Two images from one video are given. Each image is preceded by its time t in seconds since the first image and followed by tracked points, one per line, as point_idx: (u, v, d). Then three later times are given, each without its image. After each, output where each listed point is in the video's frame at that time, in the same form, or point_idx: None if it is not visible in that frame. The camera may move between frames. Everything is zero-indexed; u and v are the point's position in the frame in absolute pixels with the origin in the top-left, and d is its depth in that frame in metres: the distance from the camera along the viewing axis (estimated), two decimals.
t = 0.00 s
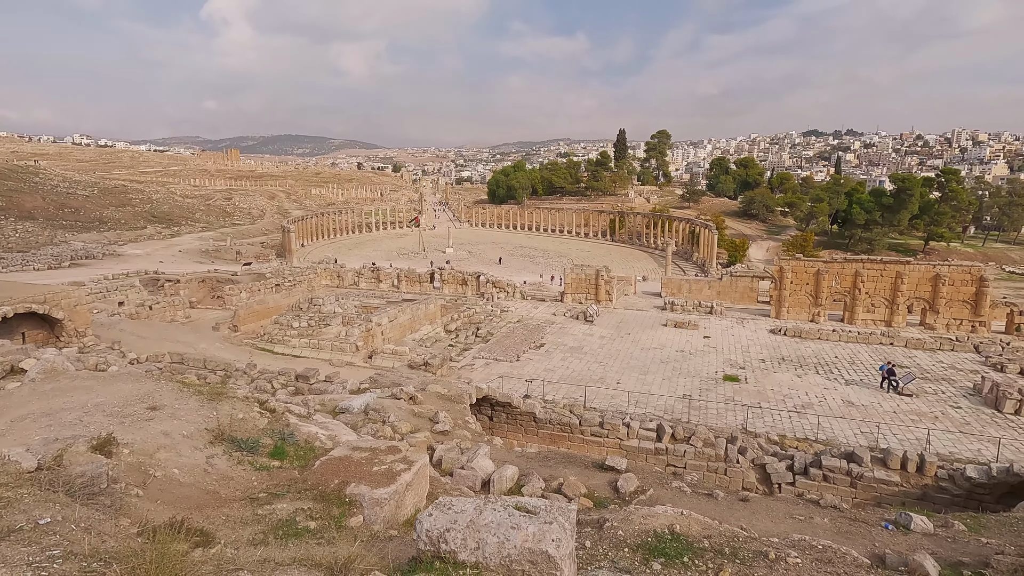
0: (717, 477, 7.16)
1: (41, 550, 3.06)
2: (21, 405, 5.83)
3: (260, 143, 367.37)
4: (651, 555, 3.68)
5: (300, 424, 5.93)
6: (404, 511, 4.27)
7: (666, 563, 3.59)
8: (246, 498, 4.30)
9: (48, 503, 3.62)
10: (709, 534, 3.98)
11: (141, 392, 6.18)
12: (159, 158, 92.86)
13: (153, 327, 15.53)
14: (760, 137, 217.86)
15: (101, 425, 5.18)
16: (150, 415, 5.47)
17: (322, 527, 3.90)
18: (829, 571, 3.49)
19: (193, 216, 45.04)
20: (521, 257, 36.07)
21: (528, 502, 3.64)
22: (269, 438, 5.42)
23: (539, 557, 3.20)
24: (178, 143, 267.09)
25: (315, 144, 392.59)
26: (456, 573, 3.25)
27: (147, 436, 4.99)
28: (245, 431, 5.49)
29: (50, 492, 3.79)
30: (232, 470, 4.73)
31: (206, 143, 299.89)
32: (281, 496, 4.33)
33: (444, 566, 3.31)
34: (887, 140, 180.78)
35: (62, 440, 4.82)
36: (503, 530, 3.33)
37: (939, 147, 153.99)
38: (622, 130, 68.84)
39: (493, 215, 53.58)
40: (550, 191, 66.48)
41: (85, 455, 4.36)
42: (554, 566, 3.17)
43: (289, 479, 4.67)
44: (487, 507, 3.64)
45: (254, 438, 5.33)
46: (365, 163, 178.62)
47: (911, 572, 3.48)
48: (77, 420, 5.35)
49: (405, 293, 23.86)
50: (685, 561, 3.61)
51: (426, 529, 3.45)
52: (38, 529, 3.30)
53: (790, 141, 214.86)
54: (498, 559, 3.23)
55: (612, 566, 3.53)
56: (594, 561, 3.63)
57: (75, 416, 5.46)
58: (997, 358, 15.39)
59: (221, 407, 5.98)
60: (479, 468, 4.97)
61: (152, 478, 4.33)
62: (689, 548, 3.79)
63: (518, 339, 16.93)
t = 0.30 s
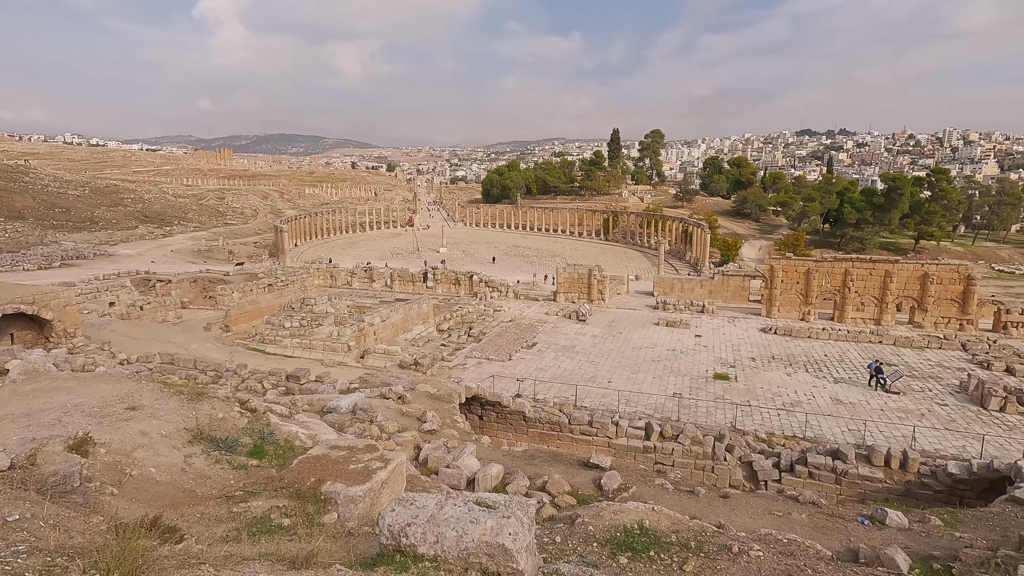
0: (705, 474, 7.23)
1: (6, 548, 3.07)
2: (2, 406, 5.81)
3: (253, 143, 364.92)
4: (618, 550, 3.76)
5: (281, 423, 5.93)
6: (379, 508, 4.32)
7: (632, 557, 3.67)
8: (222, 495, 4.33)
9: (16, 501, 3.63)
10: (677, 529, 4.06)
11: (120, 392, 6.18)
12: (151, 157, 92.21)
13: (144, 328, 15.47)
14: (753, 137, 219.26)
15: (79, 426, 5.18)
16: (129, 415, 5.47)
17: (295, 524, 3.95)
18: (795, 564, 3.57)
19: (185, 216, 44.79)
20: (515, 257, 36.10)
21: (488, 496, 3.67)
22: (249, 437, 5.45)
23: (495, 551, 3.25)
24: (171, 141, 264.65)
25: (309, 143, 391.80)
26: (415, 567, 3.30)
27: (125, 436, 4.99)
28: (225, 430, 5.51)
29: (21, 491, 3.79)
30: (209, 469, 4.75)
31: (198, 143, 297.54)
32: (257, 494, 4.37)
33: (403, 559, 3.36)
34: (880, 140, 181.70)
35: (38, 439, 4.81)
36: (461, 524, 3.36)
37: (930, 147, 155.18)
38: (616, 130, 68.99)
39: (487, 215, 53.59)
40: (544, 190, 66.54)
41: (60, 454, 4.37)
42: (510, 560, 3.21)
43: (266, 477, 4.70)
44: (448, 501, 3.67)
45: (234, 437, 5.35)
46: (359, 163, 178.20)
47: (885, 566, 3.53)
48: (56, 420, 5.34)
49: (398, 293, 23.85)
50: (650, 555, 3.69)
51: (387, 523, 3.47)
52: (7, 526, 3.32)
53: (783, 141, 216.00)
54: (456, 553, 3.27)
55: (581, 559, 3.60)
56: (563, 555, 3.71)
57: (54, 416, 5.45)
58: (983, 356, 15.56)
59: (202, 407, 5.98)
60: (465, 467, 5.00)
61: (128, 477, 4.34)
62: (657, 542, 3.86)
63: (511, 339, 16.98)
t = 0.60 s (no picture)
0: (694, 473, 7.27)
1: None
2: None
3: (246, 143, 363.00)
4: (588, 546, 3.82)
5: (261, 423, 5.95)
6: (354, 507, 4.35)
7: (601, 553, 3.74)
8: (197, 494, 4.35)
9: None
10: (646, 524, 4.13)
11: (100, 393, 6.18)
12: (144, 157, 91.69)
13: (135, 329, 15.41)
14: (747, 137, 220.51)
15: (57, 426, 5.17)
16: (107, 415, 5.47)
17: (269, 521, 3.97)
18: (762, 559, 3.64)
19: (178, 216, 44.61)
20: (509, 257, 36.11)
21: (451, 493, 3.75)
22: (228, 436, 5.47)
23: (454, 544, 3.31)
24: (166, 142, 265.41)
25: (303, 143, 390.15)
26: (375, 560, 3.37)
27: (103, 435, 5.00)
28: (204, 429, 5.52)
29: None
30: (186, 468, 4.76)
31: (192, 143, 296.24)
32: (233, 493, 4.39)
33: (364, 553, 3.42)
34: (871, 141, 183.12)
35: (13, 440, 4.80)
36: (422, 519, 3.44)
37: (922, 147, 156.41)
38: (610, 130, 69.09)
39: (482, 215, 53.58)
40: (539, 190, 66.60)
41: (34, 454, 4.36)
42: (469, 552, 3.28)
43: (243, 476, 4.72)
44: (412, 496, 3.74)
45: (213, 437, 5.37)
46: (353, 163, 177.72)
47: (858, 561, 3.59)
48: (33, 421, 5.33)
49: (392, 293, 23.83)
50: (619, 550, 3.77)
51: (351, 518, 3.56)
52: None
53: (776, 141, 216.88)
54: (415, 547, 3.34)
55: (551, 556, 3.67)
56: (533, 551, 3.79)
57: (33, 417, 5.44)
58: (972, 355, 15.70)
59: (183, 407, 5.97)
60: (451, 467, 5.03)
61: (103, 476, 4.34)
62: (625, 538, 3.93)
63: (503, 339, 17.02)
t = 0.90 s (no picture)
0: (685, 476, 7.30)
1: None
2: None
3: (246, 146, 363.53)
4: (559, 545, 3.87)
5: (244, 425, 5.96)
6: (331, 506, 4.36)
7: (572, 552, 3.78)
8: (173, 495, 4.35)
9: None
10: (622, 525, 4.16)
11: (81, 395, 6.18)
12: (142, 160, 91.70)
13: (130, 332, 15.41)
14: (746, 141, 220.81)
15: (36, 427, 5.17)
16: (87, 417, 5.47)
17: (243, 520, 3.96)
18: (732, 558, 3.70)
19: (176, 220, 44.63)
20: (506, 260, 36.16)
21: (413, 492, 3.79)
22: (209, 438, 5.47)
23: (413, 542, 3.34)
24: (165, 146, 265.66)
25: (303, 146, 390.62)
26: (335, 557, 3.41)
27: (81, 436, 5.00)
28: (185, 431, 5.54)
29: None
30: (164, 469, 4.77)
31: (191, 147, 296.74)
32: (208, 493, 4.40)
33: (324, 550, 3.47)
34: (869, 145, 183.44)
35: None
36: (382, 517, 3.47)
37: (920, 151, 157.06)
38: (608, 134, 69.30)
39: (480, 218, 53.66)
40: (537, 194, 66.70)
41: (11, 454, 4.38)
42: (427, 550, 3.31)
43: (221, 476, 4.73)
44: (376, 495, 3.78)
45: (193, 438, 5.38)
46: (352, 166, 177.84)
47: (836, 562, 3.62)
48: (14, 422, 5.32)
49: (389, 297, 23.86)
50: (590, 550, 3.81)
51: (313, 516, 3.61)
52: None
53: (775, 145, 217.18)
54: (375, 544, 3.38)
55: (522, 556, 3.70)
56: (504, 551, 3.81)
57: (14, 418, 5.44)
58: (966, 358, 15.73)
59: (167, 410, 5.98)
60: (438, 469, 5.05)
61: (78, 476, 4.35)
62: (597, 537, 3.97)
63: (499, 342, 17.04)
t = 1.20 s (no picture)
0: (676, 477, 7.32)
1: None
2: None
3: (244, 147, 362.40)
4: (533, 545, 3.90)
5: (226, 426, 5.97)
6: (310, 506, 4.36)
7: (545, 551, 3.81)
8: (151, 495, 4.35)
9: None
10: (598, 524, 4.19)
11: (64, 396, 6.18)
12: (140, 162, 91.48)
13: (126, 333, 15.41)
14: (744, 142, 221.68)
15: (17, 428, 5.17)
16: (69, 419, 5.46)
17: (219, 520, 3.97)
18: (703, 557, 3.74)
19: (173, 221, 44.59)
20: (503, 262, 36.18)
21: (381, 491, 3.78)
22: (190, 439, 5.47)
23: (378, 540, 3.35)
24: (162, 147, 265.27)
25: (301, 148, 390.00)
26: (301, 555, 3.40)
27: (61, 438, 5.00)
28: (166, 432, 5.56)
29: None
30: (144, 469, 4.77)
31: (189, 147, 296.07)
32: (187, 493, 4.39)
33: (289, 550, 3.46)
34: (867, 146, 183.88)
35: None
36: (349, 516, 3.47)
37: (917, 152, 157.52)
38: (606, 135, 69.41)
39: (477, 220, 53.71)
40: (535, 195, 66.76)
41: None
42: (392, 548, 3.31)
43: (201, 477, 4.73)
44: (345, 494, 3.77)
45: (175, 439, 5.38)
46: (350, 167, 178.03)
47: (816, 561, 3.67)
48: None
49: (385, 298, 23.87)
50: (563, 550, 3.84)
51: (279, 515, 3.59)
52: None
53: (772, 146, 218.11)
54: (340, 542, 3.38)
55: (496, 555, 3.73)
56: (478, 551, 3.83)
57: None
58: (960, 359, 15.78)
59: (151, 412, 5.97)
60: (427, 470, 5.06)
61: (56, 477, 4.35)
62: (572, 537, 4.01)
63: (495, 343, 17.07)
